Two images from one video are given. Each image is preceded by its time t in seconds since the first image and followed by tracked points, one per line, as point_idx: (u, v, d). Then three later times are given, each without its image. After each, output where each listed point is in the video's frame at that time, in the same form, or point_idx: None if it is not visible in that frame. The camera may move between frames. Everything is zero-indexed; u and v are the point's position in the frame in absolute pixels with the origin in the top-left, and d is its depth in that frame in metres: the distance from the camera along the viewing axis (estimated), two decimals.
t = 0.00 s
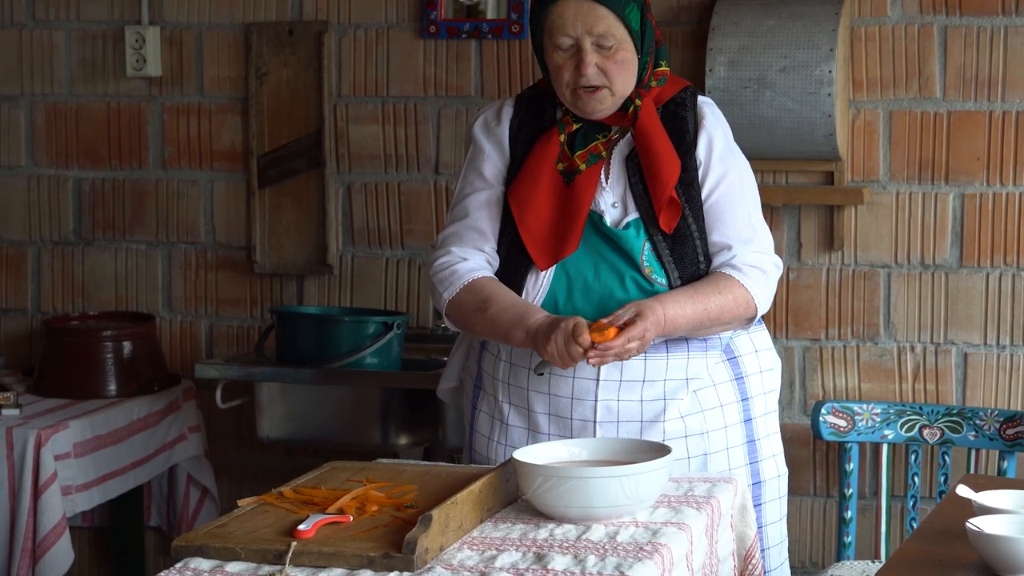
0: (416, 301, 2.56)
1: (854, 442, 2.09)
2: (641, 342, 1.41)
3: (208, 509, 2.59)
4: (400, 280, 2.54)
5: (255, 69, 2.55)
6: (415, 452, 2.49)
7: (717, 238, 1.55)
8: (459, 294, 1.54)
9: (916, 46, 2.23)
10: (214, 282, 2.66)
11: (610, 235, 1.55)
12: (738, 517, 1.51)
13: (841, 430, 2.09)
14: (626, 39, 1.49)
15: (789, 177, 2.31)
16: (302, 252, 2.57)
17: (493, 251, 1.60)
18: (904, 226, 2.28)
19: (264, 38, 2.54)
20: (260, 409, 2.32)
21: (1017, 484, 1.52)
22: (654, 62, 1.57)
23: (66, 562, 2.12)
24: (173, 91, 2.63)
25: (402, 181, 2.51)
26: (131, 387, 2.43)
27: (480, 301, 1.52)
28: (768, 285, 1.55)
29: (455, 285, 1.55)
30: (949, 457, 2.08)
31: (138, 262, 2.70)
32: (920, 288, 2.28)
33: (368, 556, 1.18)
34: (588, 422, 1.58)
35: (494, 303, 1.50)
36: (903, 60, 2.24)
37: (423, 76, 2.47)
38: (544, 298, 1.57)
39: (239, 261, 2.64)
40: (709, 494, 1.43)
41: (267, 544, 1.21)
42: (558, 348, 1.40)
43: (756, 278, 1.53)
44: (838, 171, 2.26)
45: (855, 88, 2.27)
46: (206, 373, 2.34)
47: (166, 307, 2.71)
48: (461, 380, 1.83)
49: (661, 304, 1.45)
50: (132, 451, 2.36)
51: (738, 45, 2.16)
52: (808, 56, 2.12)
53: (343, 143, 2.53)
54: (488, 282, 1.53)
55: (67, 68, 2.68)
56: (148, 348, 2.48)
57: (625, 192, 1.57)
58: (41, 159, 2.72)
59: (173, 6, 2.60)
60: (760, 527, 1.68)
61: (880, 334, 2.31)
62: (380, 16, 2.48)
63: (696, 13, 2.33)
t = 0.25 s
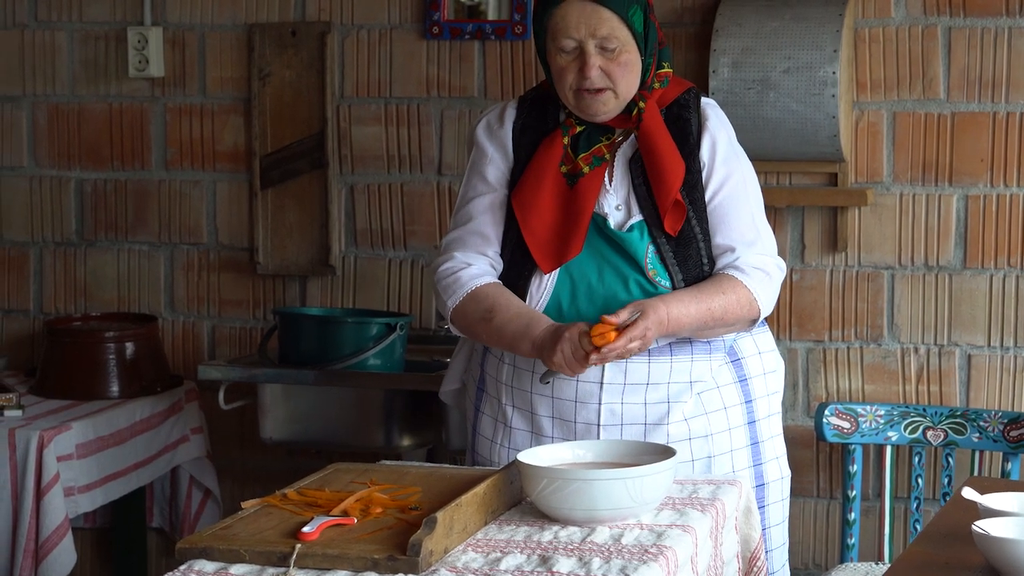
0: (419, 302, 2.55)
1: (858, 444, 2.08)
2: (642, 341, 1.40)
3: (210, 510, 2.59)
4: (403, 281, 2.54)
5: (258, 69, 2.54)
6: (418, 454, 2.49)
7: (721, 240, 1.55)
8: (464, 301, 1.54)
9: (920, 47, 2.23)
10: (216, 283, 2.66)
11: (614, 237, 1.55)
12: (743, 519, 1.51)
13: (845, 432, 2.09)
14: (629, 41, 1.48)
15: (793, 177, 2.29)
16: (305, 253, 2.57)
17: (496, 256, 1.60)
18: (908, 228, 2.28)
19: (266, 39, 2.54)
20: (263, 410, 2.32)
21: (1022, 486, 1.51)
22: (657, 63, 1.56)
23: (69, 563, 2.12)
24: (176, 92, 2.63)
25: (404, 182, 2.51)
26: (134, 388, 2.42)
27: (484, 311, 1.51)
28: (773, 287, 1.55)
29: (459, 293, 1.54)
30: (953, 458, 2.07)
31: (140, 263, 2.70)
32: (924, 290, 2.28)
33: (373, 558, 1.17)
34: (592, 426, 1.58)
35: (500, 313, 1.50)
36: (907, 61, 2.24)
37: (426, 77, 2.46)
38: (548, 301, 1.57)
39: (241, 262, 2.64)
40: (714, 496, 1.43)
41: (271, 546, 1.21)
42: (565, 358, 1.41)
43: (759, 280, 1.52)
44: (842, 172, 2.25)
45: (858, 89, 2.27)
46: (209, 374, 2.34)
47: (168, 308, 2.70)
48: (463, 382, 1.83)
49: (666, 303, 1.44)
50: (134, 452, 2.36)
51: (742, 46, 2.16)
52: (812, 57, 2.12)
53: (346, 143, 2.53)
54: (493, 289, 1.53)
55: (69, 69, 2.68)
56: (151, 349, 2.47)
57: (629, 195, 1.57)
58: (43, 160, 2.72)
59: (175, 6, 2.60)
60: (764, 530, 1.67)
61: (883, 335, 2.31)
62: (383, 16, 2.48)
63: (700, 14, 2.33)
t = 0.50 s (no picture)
0: (422, 303, 2.55)
1: (862, 445, 2.08)
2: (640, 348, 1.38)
3: (213, 511, 2.59)
4: (406, 282, 2.53)
5: (261, 70, 2.54)
6: (421, 455, 2.49)
7: (721, 241, 1.55)
8: (473, 307, 1.53)
9: (924, 48, 2.22)
10: (219, 284, 2.65)
11: (617, 237, 1.54)
12: (747, 521, 1.50)
13: (848, 433, 2.09)
14: (634, 40, 1.48)
15: (796, 177, 2.29)
16: (308, 254, 2.57)
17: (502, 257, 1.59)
18: (912, 228, 2.27)
19: (269, 40, 2.54)
20: (266, 412, 2.32)
21: None
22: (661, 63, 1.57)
23: (72, 564, 2.11)
24: (178, 93, 2.62)
25: (407, 183, 2.51)
26: (136, 389, 2.42)
27: (496, 315, 1.51)
28: (770, 291, 1.54)
29: (470, 297, 1.54)
30: (957, 459, 2.06)
31: (143, 264, 2.70)
32: (928, 290, 2.28)
33: (378, 561, 1.17)
34: (596, 428, 1.57)
35: (512, 317, 1.49)
36: (911, 61, 2.24)
37: (429, 78, 2.46)
38: (552, 301, 1.57)
39: (244, 263, 2.63)
40: (719, 498, 1.42)
41: (277, 549, 1.21)
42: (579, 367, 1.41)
43: (757, 282, 1.52)
44: (846, 172, 2.25)
45: (862, 90, 2.27)
46: (212, 375, 2.34)
47: (171, 310, 2.70)
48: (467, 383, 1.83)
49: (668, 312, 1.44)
50: (137, 453, 2.36)
51: (746, 46, 2.15)
52: (816, 58, 2.11)
53: (349, 144, 2.53)
54: (503, 290, 1.52)
55: (72, 70, 2.67)
56: (153, 350, 2.47)
57: (632, 194, 1.56)
58: (46, 161, 2.72)
59: (178, 7, 2.59)
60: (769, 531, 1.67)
61: (887, 336, 2.31)
62: (386, 17, 2.47)
63: (703, 14, 2.32)
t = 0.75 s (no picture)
0: (424, 304, 2.54)
1: (865, 446, 2.07)
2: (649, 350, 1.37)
3: (215, 513, 2.59)
4: (408, 283, 2.53)
5: (263, 71, 2.54)
6: (424, 456, 2.49)
7: (725, 241, 1.54)
8: (475, 308, 1.53)
9: (928, 49, 2.22)
10: (221, 285, 2.65)
11: (621, 239, 1.54)
12: (751, 523, 1.50)
13: (852, 434, 2.08)
14: (638, 42, 1.48)
15: (799, 180, 2.30)
16: (310, 256, 2.57)
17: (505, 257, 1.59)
18: (916, 230, 2.27)
19: (272, 41, 2.53)
20: (269, 413, 2.32)
21: None
22: (665, 64, 1.56)
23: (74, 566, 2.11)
24: (180, 94, 2.62)
25: (410, 184, 2.50)
26: (138, 390, 2.42)
27: (501, 319, 1.51)
28: (773, 292, 1.53)
29: (471, 299, 1.53)
30: (960, 461, 2.06)
31: (144, 265, 2.70)
32: (931, 292, 2.28)
33: (382, 563, 1.17)
34: (600, 430, 1.57)
35: (518, 322, 1.49)
36: (915, 62, 2.23)
37: (432, 79, 2.46)
38: (556, 301, 1.56)
39: (246, 264, 2.63)
40: (723, 500, 1.42)
41: (280, 551, 1.20)
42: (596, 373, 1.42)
43: (760, 282, 1.52)
44: (849, 174, 2.25)
45: (865, 91, 2.27)
46: (214, 376, 2.33)
47: (173, 311, 2.70)
48: (471, 385, 1.82)
49: (666, 316, 1.43)
50: (139, 454, 2.35)
51: (749, 47, 2.15)
52: (819, 59, 2.11)
53: (351, 145, 2.53)
54: (506, 293, 1.52)
55: (74, 71, 2.67)
56: (155, 351, 2.47)
57: (635, 195, 1.56)
58: (48, 162, 2.72)
59: (180, 7, 2.59)
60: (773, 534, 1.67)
61: (891, 337, 2.31)
62: (389, 18, 2.47)
63: (706, 15, 2.32)
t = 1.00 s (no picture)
0: (426, 304, 2.54)
1: (868, 447, 2.07)
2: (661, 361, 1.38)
3: (216, 513, 2.59)
4: (410, 283, 2.53)
5: (265, 71, 2.54)
6: (425, 457, 2.48)
7: (728, 243, 1.54)
8: (481, 310, 1.53)
9: (931, 49, 2.22)
10: (223, 285, 2.65)
11: (625, 240, 1.53)
12: (755, 523, 1.50)
13: (855, 435, 2.07)
14: (642, 42, 1.47)
15: (802, 180, 2.30)
16: (312, 256, 2.56)
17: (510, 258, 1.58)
18: (919, 230, 2.27)
19: (273, 40, 2.53)
20: (271, 413, 2.32)
21: None
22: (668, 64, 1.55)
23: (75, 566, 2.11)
24: (182, 94, 2.61)
25: (412, 184, 2.50)
26: (140, 390, 2.41)
27: (510, 322, 1.51)
28: (776, 293, 1.53)
29: (478, 301, 1.53)
30: (963, 462, 2.06)
31: (146, 265, 2.69)
32: (934, 292, 2.27)
33: (386, 564, 1.16)
34: (603, 430, 1.57)
35: (527, 326, 1.49)
36: (918, 63, 2.23)
37: (434, 78, 2.45)
38: (559, 302, 1.56)
39: (248, 264, 2.63)
40: (727, 501, 1.42)
41: (284, 552, 1.20)
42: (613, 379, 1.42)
43: (762, 285, 1.51)
44: (852, 174, 2.24)
45: (869, 91, 2.26)
46: (216, 377, 2.33)
47: (175, 311, 2.69)
48: (474, 385, 1.82)
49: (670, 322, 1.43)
50: (140, 455, 2.35)
51: (752, 47, 2.15)
52: (822, 59, 2.11)
53: (353, 145, 2.52)
54: (514, 295, 1.52)
55: (76, 71, 2.67)
56: (157, 351, 2.46)
57: (640, 196, 1.56)
58: (49, 162, 2.71)
59: (181, 7, 2.59)
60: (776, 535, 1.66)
61: (893, 338, 2.30)
62: (390, 17, 2.47)
63: (709, 16, 2.32)
